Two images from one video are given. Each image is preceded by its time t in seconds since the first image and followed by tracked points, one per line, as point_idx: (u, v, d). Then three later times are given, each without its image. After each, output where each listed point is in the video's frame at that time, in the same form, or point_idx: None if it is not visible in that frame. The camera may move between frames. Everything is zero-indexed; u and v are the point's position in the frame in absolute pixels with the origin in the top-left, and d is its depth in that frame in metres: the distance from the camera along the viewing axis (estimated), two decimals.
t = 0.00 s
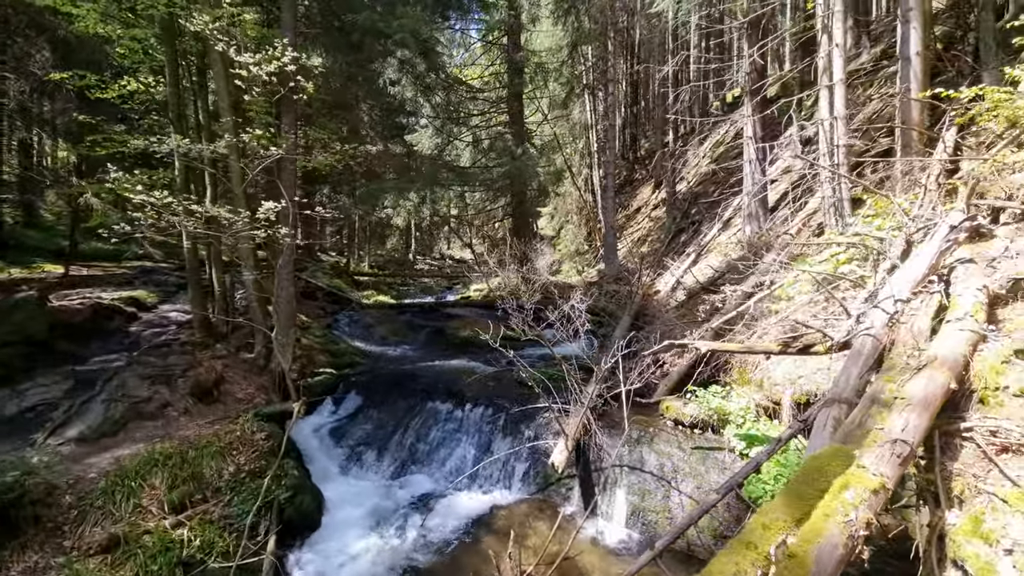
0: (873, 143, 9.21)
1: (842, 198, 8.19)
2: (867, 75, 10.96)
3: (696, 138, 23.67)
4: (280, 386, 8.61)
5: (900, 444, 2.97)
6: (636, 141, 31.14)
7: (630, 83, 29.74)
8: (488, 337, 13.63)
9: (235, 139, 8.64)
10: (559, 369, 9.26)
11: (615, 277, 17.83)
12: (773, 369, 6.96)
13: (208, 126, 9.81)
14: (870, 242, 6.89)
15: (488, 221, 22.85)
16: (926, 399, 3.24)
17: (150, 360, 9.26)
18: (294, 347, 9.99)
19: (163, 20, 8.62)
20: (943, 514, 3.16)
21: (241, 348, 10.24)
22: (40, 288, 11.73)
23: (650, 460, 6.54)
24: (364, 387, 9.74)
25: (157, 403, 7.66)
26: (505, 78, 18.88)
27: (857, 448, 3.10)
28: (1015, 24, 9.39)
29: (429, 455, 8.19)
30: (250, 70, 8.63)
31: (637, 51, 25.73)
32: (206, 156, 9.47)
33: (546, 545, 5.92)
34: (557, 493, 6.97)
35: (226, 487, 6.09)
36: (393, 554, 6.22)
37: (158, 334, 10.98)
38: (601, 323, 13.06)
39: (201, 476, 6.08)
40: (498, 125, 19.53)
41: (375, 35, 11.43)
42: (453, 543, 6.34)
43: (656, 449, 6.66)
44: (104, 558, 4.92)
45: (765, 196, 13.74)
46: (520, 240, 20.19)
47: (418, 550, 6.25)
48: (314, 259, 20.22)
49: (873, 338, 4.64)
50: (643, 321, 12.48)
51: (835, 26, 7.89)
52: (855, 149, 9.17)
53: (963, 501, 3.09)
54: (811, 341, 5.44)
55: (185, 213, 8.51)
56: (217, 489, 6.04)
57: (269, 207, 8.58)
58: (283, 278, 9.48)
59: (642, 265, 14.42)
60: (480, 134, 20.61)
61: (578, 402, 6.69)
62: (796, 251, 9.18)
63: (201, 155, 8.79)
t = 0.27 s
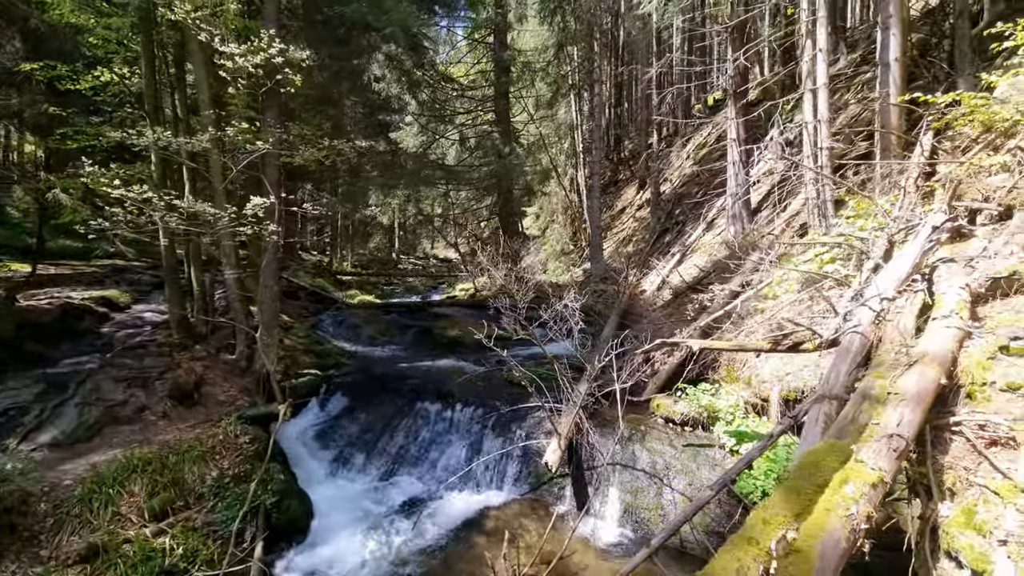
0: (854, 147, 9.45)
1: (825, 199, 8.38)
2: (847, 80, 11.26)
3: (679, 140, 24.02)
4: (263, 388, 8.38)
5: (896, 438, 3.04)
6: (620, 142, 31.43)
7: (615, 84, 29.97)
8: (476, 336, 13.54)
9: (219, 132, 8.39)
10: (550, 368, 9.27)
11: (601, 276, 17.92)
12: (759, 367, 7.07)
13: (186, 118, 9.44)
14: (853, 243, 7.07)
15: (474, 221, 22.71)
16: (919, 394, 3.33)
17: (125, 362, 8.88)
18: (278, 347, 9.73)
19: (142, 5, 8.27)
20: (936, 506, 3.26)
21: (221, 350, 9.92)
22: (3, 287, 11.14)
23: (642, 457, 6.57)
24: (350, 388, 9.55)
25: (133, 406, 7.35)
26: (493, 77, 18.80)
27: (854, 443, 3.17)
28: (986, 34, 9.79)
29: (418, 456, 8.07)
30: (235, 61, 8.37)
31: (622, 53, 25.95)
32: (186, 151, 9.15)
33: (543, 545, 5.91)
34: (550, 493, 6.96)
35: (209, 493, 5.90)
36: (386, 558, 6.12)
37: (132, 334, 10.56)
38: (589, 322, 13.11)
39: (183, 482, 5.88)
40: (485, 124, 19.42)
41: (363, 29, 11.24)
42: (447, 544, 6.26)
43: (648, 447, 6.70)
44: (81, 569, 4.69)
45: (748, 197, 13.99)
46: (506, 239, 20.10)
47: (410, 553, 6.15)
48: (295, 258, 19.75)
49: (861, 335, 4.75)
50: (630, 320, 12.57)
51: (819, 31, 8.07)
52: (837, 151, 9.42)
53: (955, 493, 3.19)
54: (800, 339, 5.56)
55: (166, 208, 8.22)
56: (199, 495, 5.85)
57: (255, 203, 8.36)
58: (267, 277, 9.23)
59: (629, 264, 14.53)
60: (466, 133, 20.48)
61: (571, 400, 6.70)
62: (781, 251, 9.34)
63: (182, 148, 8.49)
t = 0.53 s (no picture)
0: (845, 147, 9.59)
1: (818, 198, 8.46)
2: (837, 82, 11.43)
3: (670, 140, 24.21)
4: (254, 389, 8.18)
5: (906, 433, 3.05)
6: (610, 142, 31.56)
7: (605, 85, 30.08)
8: (469, 336, 13.43)
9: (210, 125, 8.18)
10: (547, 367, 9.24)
11: (594, 275, 17.94)
12: (756, 364, 7.11)
13: (173, 110, 9.18)
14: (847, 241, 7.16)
15: (465, 220, 22.58)
16: (926, 388, 3.35)
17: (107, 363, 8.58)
18: (268, 348, 9.52)
19: None
20: (942, 501, 3.29)
21: (209, 350, 9.66)
22: None
23: (641, 456, 6.56)
24: (343, 388, 9.38)
25: (118, 409, 7.10)
26: (485, 74, 18.70)
27: (864, 438, 3.17)
28: (971, 37, 10.01)
29: (414, 457, 7.96)
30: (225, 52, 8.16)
31: (612, 53, 26.03)
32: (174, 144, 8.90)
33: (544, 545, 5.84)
34: (548, 492, 6.91)
35: (199, 497, 5.74)
36: (385, 561, 6.01)
37: (115, 335, 10.23)
38: (582, 321, 13.09)
39: (171, 487, 5.69)
40: (476, 122, 19.32)
41: (356, 22, 11.07)
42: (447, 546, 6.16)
43: (646, 445, 6.69)
44: None
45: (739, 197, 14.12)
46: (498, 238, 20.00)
47: (409, 555, 6.04)
48: (282, 257, 19.38)
49: (861, 332, 4.79)
50: (623, 319, 12.59)
51: (812, 33, 8.17)
52: (828, 151, 9.54)
53: (961, 487, 3.22)
54: (798, 337, 5.62)
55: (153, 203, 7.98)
56: (189, 499, 5.68)
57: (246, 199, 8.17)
58: (258, 275, 9.03)
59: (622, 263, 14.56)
60: (457, 132, 20.34)
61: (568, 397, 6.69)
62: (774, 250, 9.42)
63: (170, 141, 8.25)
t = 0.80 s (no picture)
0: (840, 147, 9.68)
1: (815, 198, 8.51)
2: (831, 83, 11.56)
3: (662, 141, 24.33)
4: (247, 391, 7.98)
5: (925, 432, 3.03)
6: (602, 142, 31.64)
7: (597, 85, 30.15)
8: (463, 336, 13.31)
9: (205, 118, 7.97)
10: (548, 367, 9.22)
11: (588, 275, 17.92)
12: (756, 363, 7.13)
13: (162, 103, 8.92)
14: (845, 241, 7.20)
15: (458, 219, 22.42)
16: (940, 388, 3.34)
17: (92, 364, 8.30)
18: (260, 348, 9.30)
19: None
20: (956, 499, 3.29)
21: (199, 351, 9.41)
22: None
23: (644, 456, 6.52)
24: (337, 390, 9.21)
25: (105, 412, 6.86)
26: (479, 73, 18.58)
27: (882, 438, 3.14)
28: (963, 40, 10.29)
29: (412, 459, 7.83)
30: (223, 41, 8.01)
31: (605, 53, 26.12)
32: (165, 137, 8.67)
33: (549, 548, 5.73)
34: (549, 494, 6.83)
35: (192, 503, 5.56)
36: (385, 566, 5.87)
37: (100, 335, 9.92)
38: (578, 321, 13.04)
39: (163, 493, 5.50)
40: (470, 120, 19.19)
41: (352, 17, 10.90)
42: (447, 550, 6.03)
43: (648, 444, 6.64)
44: None
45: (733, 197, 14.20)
46: (492, 237, 19.87)
47: (409, 560, 5.91)
48: (272, 256, 19.03)
49: (866, 330, 4.79)
50: (619, 319, 12.58)
51: (810, 33, 8.23)
52: (823, 152, 9.63)
53: (975, 486, 3.22)
54: (803, 335, 5.65)
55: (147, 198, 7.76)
56: (181, 505, 5.50)
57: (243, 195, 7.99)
58: (250, 274, 8.82)
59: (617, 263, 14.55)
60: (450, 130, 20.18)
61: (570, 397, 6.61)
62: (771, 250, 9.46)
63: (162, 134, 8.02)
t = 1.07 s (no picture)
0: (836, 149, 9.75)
1: (813, 199, 8.55)
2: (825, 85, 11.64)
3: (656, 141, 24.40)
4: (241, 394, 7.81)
5: (941, 435, 3.02)
6: (595, 143, 31.66)
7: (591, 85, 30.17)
8: (460, 337, 13.21)
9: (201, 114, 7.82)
10: (548, 368, 9.19)
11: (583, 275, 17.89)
12: (756, 364, 7.13)
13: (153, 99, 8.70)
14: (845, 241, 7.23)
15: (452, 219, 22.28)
16: (954, 390, 3.34)
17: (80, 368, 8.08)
18: (254, 351, 9.12)
19: None
20: (969, 501, 3.28)
21: (190, 354, 9.21)
22: None
23: (646, 458, 6.48)
24: (333, 393, 9.06)
25: (95, 417, 6.68)
26: (473, 72, 18.48)
27: (898, 442, 3.13)
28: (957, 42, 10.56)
29: (410, 462, 7.72)
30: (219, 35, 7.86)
31: (599, 53, 26.16)
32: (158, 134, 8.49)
33: (554, 552, 5.67)
34: (551, 497, 6.77)
35: (187, 511, 5.41)
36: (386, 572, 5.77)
37: (88, 338, 9.67)
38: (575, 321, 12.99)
39: (157, 501, 5.34)
40: (465, 119, 19.07)
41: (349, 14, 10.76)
42: (450, 556, 5.94)
43: (650, 446, 6.61)
44: None
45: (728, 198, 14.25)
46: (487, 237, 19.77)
47: (410, 566, 5.81)
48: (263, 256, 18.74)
49: (871, 332, 4.80)
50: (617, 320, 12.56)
51: (808, 35, 8.27)
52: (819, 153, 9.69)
53: (988, 487, 3.22)
54: (806, 336, 5.69)
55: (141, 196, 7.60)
56: (175, 513, 5.36)
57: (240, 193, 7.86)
58: (245, 275, 8.65)
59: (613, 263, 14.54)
60: (444, 129, 20.05)
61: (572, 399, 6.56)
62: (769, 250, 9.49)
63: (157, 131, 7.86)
